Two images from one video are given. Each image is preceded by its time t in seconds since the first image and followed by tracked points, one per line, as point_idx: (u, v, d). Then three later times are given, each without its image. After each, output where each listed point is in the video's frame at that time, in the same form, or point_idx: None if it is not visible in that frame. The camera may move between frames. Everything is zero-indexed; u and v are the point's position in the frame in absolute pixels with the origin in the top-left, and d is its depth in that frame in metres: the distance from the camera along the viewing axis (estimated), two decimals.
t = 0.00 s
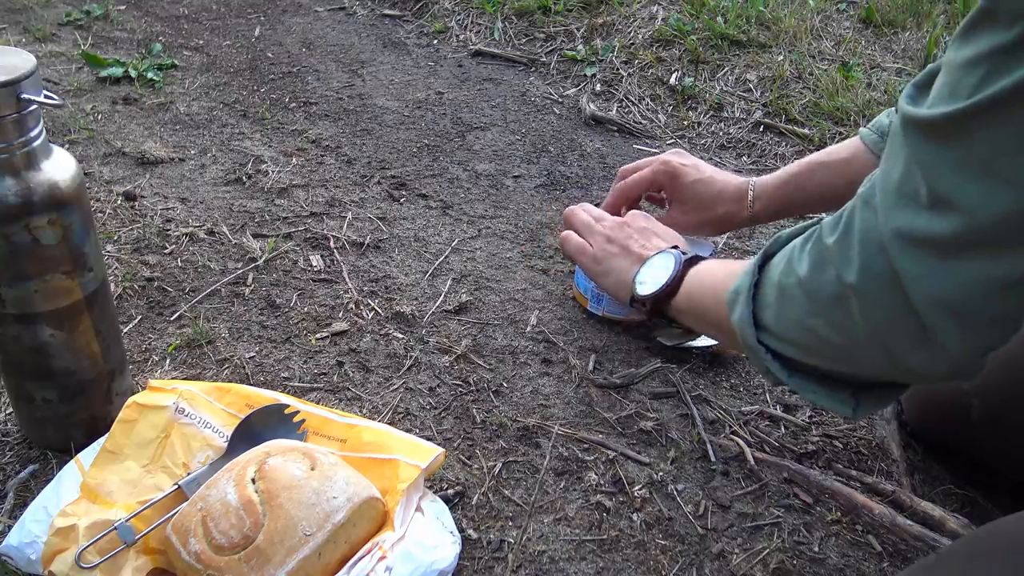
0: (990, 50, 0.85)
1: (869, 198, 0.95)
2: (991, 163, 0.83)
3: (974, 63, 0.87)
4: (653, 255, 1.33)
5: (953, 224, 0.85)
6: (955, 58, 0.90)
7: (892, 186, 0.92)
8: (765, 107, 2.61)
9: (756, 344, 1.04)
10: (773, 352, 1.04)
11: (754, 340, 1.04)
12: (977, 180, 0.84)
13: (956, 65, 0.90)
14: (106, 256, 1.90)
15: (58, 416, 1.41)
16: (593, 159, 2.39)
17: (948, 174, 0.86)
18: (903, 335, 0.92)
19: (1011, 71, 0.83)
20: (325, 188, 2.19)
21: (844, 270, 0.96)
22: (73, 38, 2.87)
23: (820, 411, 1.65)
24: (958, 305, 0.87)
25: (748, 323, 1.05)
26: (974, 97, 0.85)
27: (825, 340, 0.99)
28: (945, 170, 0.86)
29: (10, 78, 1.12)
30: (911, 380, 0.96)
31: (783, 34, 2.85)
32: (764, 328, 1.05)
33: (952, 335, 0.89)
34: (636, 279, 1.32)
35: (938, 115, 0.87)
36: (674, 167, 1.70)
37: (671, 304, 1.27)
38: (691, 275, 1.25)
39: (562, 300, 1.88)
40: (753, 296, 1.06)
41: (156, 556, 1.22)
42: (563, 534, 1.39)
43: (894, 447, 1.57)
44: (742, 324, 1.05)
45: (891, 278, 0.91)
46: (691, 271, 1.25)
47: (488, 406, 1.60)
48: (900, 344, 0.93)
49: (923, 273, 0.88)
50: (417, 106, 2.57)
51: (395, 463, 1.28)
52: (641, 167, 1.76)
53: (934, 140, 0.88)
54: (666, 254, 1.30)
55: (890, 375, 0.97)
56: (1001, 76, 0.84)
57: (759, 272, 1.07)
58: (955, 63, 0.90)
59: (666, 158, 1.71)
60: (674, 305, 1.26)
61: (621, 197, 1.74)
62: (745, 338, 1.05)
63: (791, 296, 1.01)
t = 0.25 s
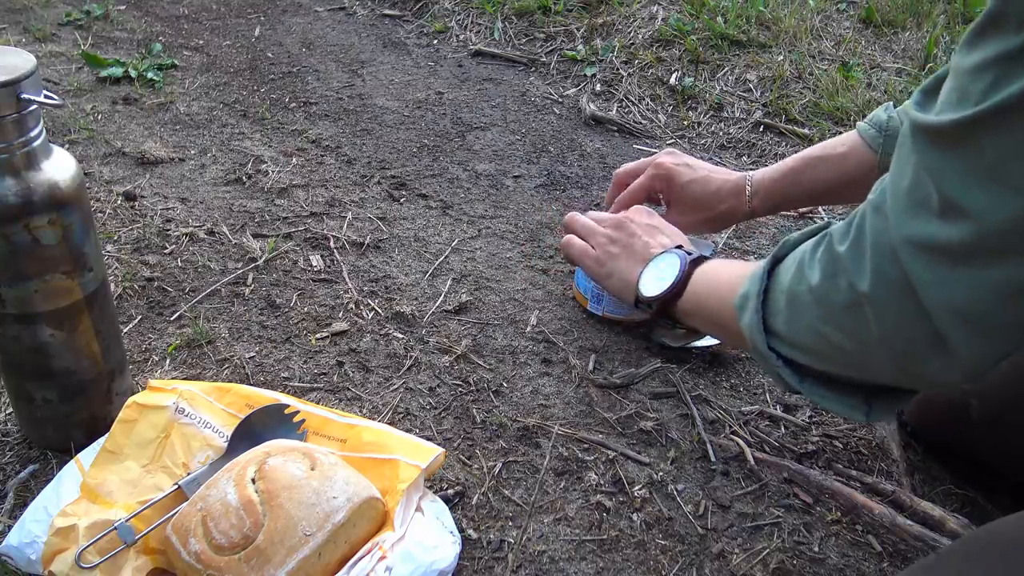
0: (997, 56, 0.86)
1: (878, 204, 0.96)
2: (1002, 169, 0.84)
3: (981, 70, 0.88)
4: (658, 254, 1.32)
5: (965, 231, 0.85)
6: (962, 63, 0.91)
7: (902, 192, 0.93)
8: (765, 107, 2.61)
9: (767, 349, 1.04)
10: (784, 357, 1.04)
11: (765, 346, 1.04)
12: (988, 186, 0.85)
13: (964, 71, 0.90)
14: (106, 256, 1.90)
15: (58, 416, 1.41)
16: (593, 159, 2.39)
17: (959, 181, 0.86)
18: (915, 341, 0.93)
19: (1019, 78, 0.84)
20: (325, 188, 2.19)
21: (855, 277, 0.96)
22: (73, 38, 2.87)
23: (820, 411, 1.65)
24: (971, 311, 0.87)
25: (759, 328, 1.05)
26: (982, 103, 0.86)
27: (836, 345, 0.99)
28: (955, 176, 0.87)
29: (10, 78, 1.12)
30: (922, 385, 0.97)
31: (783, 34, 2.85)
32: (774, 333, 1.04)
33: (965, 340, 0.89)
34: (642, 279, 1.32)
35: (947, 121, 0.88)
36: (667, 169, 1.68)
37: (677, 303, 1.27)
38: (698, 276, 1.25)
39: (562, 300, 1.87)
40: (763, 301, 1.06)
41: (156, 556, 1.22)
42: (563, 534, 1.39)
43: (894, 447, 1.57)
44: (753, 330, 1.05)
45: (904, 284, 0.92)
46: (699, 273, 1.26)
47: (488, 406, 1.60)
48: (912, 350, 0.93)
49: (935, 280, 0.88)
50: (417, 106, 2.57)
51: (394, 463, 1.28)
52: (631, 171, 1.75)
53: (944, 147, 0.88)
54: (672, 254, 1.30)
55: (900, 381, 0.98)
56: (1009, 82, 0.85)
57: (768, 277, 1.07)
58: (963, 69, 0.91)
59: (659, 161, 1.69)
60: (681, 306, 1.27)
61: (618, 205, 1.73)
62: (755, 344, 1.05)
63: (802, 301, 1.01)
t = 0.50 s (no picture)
0: (997, 58, 0.86)
1: (882, 207, 0.96)
2: (1002, 170, 0.84)
3: (981, 72, 0.88)
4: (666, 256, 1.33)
5: (965, 233, 0.86)
6: (964, 64, 0.91)
7: (903, 195, 0.93)
8: (765, 107, 2.61)
9: (771, 351, 1.05)
10: (788, 359, 1.05)
11: (769, 347, 1.05)
12: (989, 187, 0.85)
13: (965, 72, 0.90)
14: (106, 256, 1.90)
15: (58, 416, 1.41)
16: (593, 159, 2.39)
17: (959, 184, 0.87)
18: (917, 343, 0.93)
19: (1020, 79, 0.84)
20: (325, 188, 2.19)
21: (859, 279, 0.97)
22: (73, 38, 2.87)
23: (820, 411, 1.65)
24: (972, 313, 0.87)
25: (764, 330, 1.06)
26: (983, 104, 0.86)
27: (840, 348, 1.00)
28: (956, 177, 0.87)
29: (10, 78, 1.12)
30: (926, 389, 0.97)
31: (783, 34, 2.85)
32: (779, 335, 1.05)
33: (967, 343, 0.89)
34: (651, 279, 1.32)
35: (948, 123, 0.88)
36: (667, 173, 1.69)
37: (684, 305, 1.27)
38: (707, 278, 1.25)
39: (563, 300, 1.87)
40: (768, 303, 1.07)
41: (156, 556, 1.22)
42: (563, 534, 1.39)
43: (894, 447, 1.57)
44: (758, 332, 1.07)
45: (906, 286, 0.92)
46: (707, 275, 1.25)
47: (488, 406, 1.60)
48: (914, 353, 0.94)
49: (936, 281, 0.89)
50: (417, 106, 2.57)
51: (394, 463, 1.28)
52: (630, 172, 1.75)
53: (946, 148, 0.89)
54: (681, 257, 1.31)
55: (905, 383, 0.98)
56: (1011, 85, 0.85)
57: (776, 279, 1.08)
58: (965, 70, 0.90)
59: (658, 165, 1.69)
60: (687, 308, 1.26)
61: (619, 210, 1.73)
62: (760, 345, 1.06)
63: (806, 304, 1.02)
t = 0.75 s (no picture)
0: (991, 59, 0.87)
1: (878, 206, 0.97)
2: (997, 169, 0.85)
3: (975, 71, 0.89)
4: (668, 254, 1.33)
5: (960, 231, 0.86)
6: (959, 64, 0.92)
7: (899, 194, 0.94)
8: (765, 107, 2.60)
9: (767, 349, 1.06)
10: (784, 357, 1.05)
11: (765, 345, 1.06)
12: (984, 186, 0.86)
13: (960, 72, 0.91)
14: (106, 256, 1.90)
15: (58, 416, 1.41)
16: (593, 159, 2.39)
17: (954, 183, 0.87)
18: (913, 343, 0.93)
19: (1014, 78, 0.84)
20: (325, 188, 2.19)
21: (854, 278, 0.97)
22: (73, 38, 2.87)
23: (820, 411, 1.65)
24: (967, 312, 0.88)
25: (760, 328, 1.07)
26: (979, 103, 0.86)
27: (835, 346, 1.00)
28: (952, 176, 0.88)
29: (10, 78, 1.12)
30: (921, 388, 0.98)
31: (783, 34, 2.85)
32: (776, 334, 1.06)
33: (962, 343, 0.90)
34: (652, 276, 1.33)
35: (943, 122, 0.89)
36: (669, 170, 1.70)
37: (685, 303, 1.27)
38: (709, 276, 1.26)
39: (562, 300, 1.87)
40: (766, 301, 1.08)
41: (156, 556, 1.22)
42: (563, 534, 1.39)
43: (894, 447, 1.57)
44: (755, 330, 1.07)
45: (902, 285, 0.93)
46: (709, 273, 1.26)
47: (488, 406, 1.60)
48: (910, 352, 0.94)
49: (932, 280, 0.89)
50: (417, 106, 2.57)
51: (394, 463, 1.28)
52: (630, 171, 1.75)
53: (941, 147, 0.89)
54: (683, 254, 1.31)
55: (899, 383, 0.98)
56: (1004, 84, 0.85)
57: (773, 277, 1.09)
58: (960, 70, 0.91)
59: (660, 161, 1.70)
60: (688, 306, 1.27)
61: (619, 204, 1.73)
62: (757, 343, 1.07)
63: (803, 302, 1.03)
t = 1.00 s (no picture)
0: (993, 61, 0.88)
1: (881, 211, 0.97)
2: (1002, 174, 0.85)
3: (977, 75, 0.89)
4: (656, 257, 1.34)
5: (965, 237, 0.87)
6: (960, 67, 0.93)
7: (902, 199, 0.94)
8: (765, 107, 2.60)
9: (768, 355, 1.06)
10: (784, 362, 1.06)
11: (765, 351, 1.06)
12: (989, 191, 0.86)
13: (963, 77, 0.91)
14: (106, 256, 1.91)
15: (58, 415, 1.41)
16: (593, 159, 2.39)
17: (960, 188, 0.88)
18: (916, 349, 0.94)
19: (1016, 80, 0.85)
20: (325, 188, 2.19)
21: (857, 284, 0.98)
22: (73, 38, 2.87)
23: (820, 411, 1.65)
24: (972, 318, 0.88)
25: (758, 331, 1.06)
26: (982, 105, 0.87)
27: (837, 352, 1.00)
28: (957, 180, 0.88)
29: (10, 78, 1.12)
30: (923, 395, 0.98)
31: (783, 34, 2.85)
32: (776, 339, 1.06)
33: (965, 349, 0.90)
34: (644, 278, 1.33)
35: (948, 126, 0.89)
36: (666, 170, 1.68)
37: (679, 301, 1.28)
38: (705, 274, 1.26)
39: (563, 300, 1.87)
40: (764, 305, 1.08)
41: (156, 556, 1.22)
42: (563, 534, 1.39)
43: (894, 447, 1.57)
44: (753, 334, 1.07)
45: (906, 291, 0.93)
46: (704, 272, 1.26)
47: (488, 406, 1.60)
48: (913, 358, 0.94)
49: (936, 287, 0.90)
50: (417, 106, 2.57)
51: (394, 463, 1.28)
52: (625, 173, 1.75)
53: (945, 152, 0.90)
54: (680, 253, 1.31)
55: (900, 389, 0.99)
56: (1006, 86, 0.86)
57: (772, 282, 1.09)
58: (962, 74, 0.92)
59: (656, 162, 1.69)
60: (681, 304, 1.28)
61: (617, 208, 1.70)
62: (756, 348, 1.07)
63: (804, 307, 1.03)
